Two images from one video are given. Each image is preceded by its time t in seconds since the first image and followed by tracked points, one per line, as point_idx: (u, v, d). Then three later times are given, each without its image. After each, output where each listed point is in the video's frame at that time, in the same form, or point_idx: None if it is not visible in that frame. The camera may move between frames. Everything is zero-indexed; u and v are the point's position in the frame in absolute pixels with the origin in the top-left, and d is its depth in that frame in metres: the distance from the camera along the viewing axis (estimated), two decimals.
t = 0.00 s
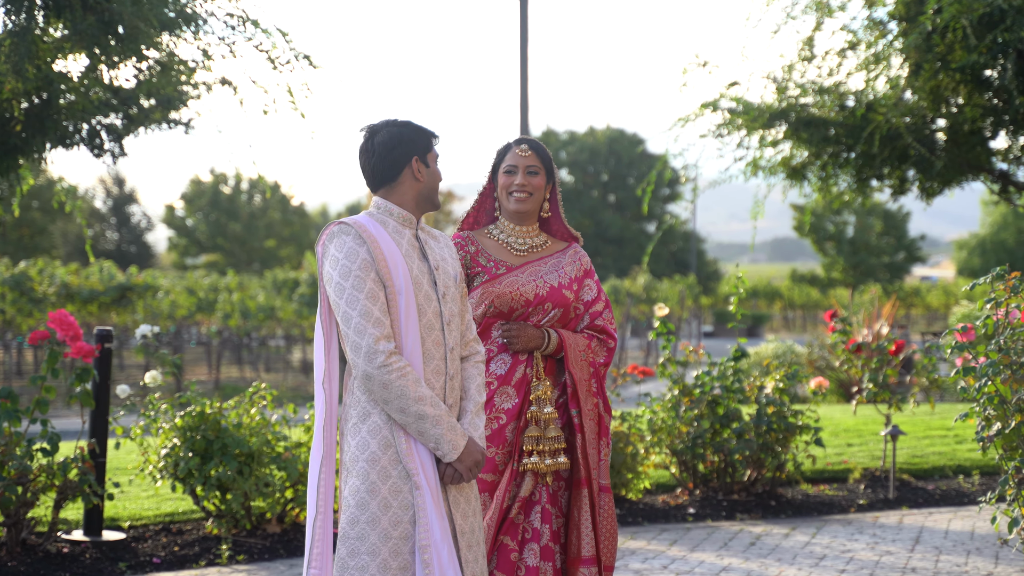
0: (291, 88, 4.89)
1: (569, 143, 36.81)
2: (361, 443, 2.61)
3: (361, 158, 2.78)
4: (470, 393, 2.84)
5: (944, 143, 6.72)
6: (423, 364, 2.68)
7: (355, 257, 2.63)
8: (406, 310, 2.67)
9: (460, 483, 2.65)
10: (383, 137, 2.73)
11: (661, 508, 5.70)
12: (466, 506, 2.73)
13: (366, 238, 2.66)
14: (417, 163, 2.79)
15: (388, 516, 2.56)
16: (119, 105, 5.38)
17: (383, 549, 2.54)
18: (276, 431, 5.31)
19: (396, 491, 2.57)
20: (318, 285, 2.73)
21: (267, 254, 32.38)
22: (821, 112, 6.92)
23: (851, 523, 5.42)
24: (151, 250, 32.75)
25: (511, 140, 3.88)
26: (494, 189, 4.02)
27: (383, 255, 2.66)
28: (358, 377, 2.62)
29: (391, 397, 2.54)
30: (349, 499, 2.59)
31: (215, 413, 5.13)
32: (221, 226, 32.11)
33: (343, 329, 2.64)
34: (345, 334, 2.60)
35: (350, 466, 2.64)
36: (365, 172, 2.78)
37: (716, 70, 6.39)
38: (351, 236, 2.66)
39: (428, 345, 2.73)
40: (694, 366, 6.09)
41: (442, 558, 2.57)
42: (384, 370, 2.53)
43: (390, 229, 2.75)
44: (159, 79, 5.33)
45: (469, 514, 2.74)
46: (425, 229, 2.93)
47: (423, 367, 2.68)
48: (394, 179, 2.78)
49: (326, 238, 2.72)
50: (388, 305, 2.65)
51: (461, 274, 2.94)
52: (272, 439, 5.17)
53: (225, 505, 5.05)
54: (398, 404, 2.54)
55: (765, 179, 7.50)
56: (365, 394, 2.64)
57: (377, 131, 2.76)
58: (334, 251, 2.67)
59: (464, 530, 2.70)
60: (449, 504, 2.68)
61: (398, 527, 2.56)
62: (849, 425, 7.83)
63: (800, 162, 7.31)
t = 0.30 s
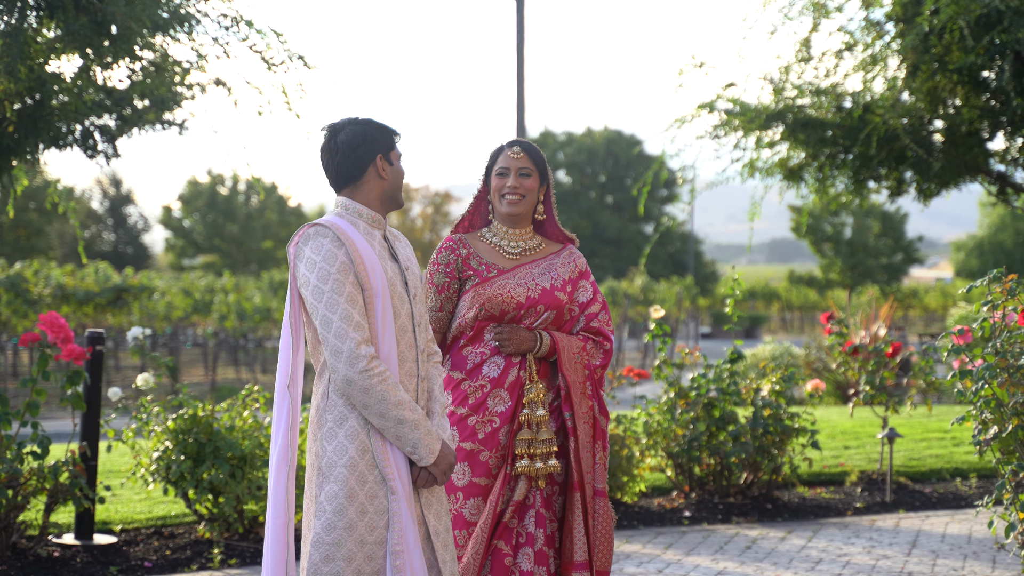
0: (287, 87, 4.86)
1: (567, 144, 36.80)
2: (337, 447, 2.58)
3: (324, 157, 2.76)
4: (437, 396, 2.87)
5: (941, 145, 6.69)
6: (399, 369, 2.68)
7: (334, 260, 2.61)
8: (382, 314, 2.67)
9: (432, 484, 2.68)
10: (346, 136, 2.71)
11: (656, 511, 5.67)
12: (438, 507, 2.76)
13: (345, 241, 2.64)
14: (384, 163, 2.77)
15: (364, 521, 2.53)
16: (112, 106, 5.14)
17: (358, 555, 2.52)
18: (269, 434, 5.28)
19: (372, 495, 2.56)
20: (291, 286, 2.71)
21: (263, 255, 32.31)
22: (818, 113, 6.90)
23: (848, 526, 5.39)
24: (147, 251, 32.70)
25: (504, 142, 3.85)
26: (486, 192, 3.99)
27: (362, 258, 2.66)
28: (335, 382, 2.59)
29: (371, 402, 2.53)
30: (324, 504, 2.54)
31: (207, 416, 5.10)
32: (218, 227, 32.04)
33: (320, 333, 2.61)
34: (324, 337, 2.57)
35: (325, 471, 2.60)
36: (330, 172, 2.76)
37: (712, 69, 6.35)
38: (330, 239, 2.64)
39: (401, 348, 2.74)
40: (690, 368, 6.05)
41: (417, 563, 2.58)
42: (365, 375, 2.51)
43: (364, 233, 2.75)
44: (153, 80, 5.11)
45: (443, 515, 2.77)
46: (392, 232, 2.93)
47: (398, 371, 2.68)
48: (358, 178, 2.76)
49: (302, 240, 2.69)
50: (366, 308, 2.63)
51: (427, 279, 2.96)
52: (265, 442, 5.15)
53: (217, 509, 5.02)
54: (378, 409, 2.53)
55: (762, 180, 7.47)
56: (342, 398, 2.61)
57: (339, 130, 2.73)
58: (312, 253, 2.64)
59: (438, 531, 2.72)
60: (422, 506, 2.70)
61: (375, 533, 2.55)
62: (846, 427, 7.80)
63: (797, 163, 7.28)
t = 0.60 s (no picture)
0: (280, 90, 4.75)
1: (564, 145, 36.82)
2: (337, 450, 2.57)
3: (302, 161, 2.73)
4: (426, 396, 2.87)
5: (936, 145, 6.67)
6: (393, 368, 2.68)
7: (326, 262, 2.61)
8: (375, 315, 2.67)
9: (432, 482, 2.72)
10: (324, 139, 2.69)
11: (650, 513, 5.65)
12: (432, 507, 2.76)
13: (336, 243, 2.64)
14: (362, 164, 2.76)
15: (369, 522, 2.54)
16: (104, 107, 5.08)
17: (366, 556, 2.52)
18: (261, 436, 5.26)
19: (376, 496, 2.57)
20: (280, 290, 2.68)
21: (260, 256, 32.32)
22: (813, 114, 6.88)
23: (842, 528, 5.37)
24: (143, 252, 32.70)
25: (494, 143, 3.84)
26: (476, 194, 3.98)
27: (353, 260, 2.65)
28: (333, 383, 2.58)
29: (371, 402, 2.53)
30: (329, 508, 2.53)
31: (199, 418, 5.09)
32: (214, 229, 32.03)
33: (315, 336, 2.59)
34: (321, 340, 2.56)
35: (326, 474, 2.58)
36: (309, 177, 2.74)
37: (706, 70, 6.43)
38: (319, 241, 2.64)
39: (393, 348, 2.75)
40: (684, 369, 6.04)
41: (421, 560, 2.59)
42: (364, 376, 2.51)
43: (349, 234, 2.74)
44: (146, 81, 5.03)
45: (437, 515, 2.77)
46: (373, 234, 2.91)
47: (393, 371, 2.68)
48: (337, 181, 2.74)
49: (290, 244, 2.68)
50: (359, 309, 2.63)
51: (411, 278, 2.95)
52: (256, 444, 5.13)
53: (209, 511, 5.00)
54: (378, 409, 2.54)
55: (757, 181, 7.45)
56: (340, 399, 2.60)
57: (316, 134, 2.72)
58: (302, 256, 2.64)
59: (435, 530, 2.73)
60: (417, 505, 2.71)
61: (379, 533, 2.55)
62: (841, 429, 7.80)
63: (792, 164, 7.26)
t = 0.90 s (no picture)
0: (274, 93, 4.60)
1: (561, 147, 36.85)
2: (339, 449, 2.56)
3: (297, 159, 2.71)
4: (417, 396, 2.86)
5: (932, 146, 6.65)
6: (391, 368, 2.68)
7: (330, 261, 2.60)
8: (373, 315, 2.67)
9: (427, 482, 2.74)
10: (321, 138, 2.67)
11: (645, 515, 5.63)
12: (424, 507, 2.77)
13: (339, 242, 2.64)
14: (358, 164, 2.75)
15: (371, 521, 2.54)
16: (98, 108, 5.03)
17: (369, 555, 2.53)
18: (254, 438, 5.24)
19: (377, 496, 2.57)
20: (279, 289, 2.66)
21: (257, 258, 32.33)
22: (809, 115, 6.85)
23: (837, 530, 5.36)
24: (140, 254, 32.70)
25: (486, 145, 3.82)
26: (470, 196, 3.96)
27: (355, 259, 2.65)
28: (334, 383, 2.57)
29: (374, 402, 2.53)
30: (331, 508, 2.52)
31: (192, 419, 5.07)
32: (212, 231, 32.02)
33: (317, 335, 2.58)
34: (325, 339, 2.55)
35: (326, 474, 2.57)
36: (305, 176, 2.72)
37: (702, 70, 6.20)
38: (323, 240, 2.63)
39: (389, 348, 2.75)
40: (679, 371, 6.02)
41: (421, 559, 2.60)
42: (369, 375, 2.51)
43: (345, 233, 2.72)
44: (140, 81, 4.99)
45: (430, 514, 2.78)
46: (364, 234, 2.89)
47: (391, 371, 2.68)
48: (335, 179, 2.73)
49: (292, 243, 2.66)
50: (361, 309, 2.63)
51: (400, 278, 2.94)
52: (249, 445, 5.11)
53: (201, 513, 4.97)
54: (381, 409, 2.54)
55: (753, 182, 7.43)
56: (341, 399, 2.59)
57: (312, 132, 2.69)
58: (305, 255, 2.63)
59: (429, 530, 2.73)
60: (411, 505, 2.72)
61: (380, 533, 2.56)
62: (837, 430, 7.78)
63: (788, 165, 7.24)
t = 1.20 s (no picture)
0: (271, 89, 4.65)
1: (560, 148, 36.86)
2: (337, 448, 2.54)
3: (299, 155, 2.69)
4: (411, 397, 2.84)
5: (931, 146, 6.63)
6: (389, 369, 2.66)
7: (336, 259, 2.59)
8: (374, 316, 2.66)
9: (421, 483, 2.73)
10: (324, 135, 2.65)
11: (642, 515, 5.62)
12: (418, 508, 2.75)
13: (346, 241, 2.63)
14: (360, 162, 2.73)
15: (369, 521, 2.52)
16: (94, 107, 5.00)
17: (366, 555, 2.51)
18: (249, 438, 5.22)
19: (374, 496, 2.55)
20: (281, 286, 2.64)
21: (256, 258, 32.32)
22: (807, 115, 6.83)
23: (835, 531, 5.34)
24: (140, 254, 32.68)
25: (483, 147, 3.81)
26: (467, 197, 3.93)
27: (359, 259, 2.64)
28: (335, 381, 2.55)
29: (375, 401, 2.52)
30: (329, 507, 2.50)
31: (187, 419, 5.06)
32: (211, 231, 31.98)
33: (319, 333, 2.56)
34: (328, 337, 2.53)
35: (325, 473, 2.54)
36: (306, 173, 2.70)
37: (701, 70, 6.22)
38: (330, 238, 2.62)
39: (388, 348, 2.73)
40: (676, 371, 6.00)
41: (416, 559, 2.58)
42: (372, 374, 2.50)
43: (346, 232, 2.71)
44: (136, 79, 4.97)
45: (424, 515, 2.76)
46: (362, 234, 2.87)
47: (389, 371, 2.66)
48: (336, 177, 2.71)
49: (297, 240, 2.64)
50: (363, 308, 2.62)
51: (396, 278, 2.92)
52: (245, 446, 5.09)
53: (196, 513, 4.95)
54: (381, 409, 2.52)
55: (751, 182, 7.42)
56: (341, 398, 2.57)
57: (316, 128, 2.67)
58: (312, 252, 2.61)
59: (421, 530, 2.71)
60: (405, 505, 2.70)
61: (377, 533, 2.54)
62: (835, 431, 7.77)
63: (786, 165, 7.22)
